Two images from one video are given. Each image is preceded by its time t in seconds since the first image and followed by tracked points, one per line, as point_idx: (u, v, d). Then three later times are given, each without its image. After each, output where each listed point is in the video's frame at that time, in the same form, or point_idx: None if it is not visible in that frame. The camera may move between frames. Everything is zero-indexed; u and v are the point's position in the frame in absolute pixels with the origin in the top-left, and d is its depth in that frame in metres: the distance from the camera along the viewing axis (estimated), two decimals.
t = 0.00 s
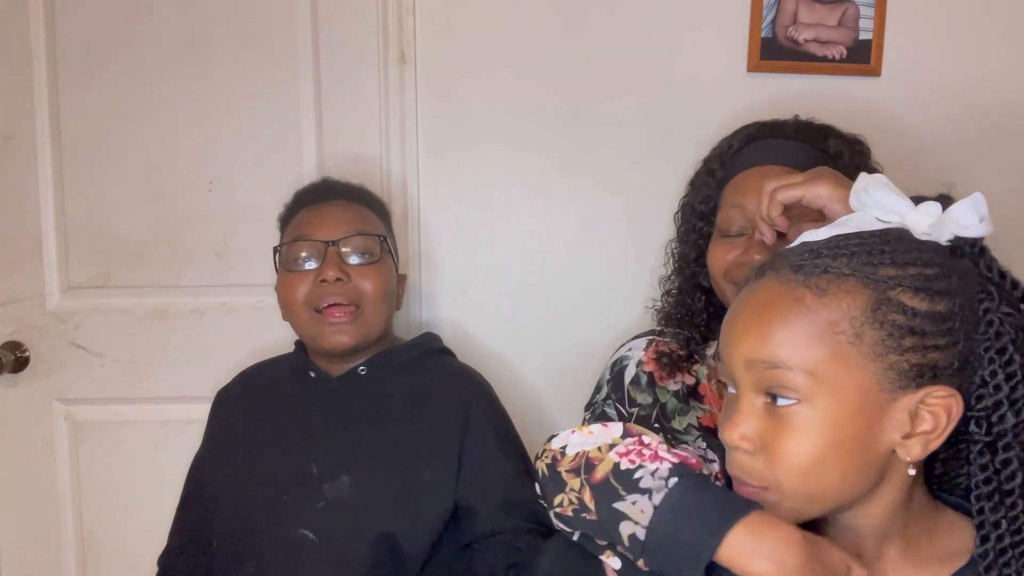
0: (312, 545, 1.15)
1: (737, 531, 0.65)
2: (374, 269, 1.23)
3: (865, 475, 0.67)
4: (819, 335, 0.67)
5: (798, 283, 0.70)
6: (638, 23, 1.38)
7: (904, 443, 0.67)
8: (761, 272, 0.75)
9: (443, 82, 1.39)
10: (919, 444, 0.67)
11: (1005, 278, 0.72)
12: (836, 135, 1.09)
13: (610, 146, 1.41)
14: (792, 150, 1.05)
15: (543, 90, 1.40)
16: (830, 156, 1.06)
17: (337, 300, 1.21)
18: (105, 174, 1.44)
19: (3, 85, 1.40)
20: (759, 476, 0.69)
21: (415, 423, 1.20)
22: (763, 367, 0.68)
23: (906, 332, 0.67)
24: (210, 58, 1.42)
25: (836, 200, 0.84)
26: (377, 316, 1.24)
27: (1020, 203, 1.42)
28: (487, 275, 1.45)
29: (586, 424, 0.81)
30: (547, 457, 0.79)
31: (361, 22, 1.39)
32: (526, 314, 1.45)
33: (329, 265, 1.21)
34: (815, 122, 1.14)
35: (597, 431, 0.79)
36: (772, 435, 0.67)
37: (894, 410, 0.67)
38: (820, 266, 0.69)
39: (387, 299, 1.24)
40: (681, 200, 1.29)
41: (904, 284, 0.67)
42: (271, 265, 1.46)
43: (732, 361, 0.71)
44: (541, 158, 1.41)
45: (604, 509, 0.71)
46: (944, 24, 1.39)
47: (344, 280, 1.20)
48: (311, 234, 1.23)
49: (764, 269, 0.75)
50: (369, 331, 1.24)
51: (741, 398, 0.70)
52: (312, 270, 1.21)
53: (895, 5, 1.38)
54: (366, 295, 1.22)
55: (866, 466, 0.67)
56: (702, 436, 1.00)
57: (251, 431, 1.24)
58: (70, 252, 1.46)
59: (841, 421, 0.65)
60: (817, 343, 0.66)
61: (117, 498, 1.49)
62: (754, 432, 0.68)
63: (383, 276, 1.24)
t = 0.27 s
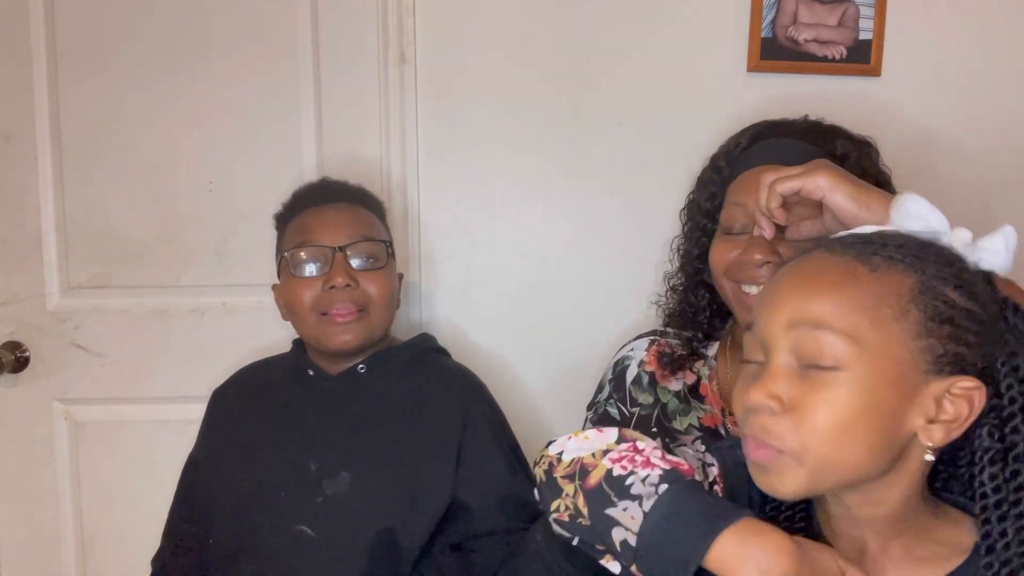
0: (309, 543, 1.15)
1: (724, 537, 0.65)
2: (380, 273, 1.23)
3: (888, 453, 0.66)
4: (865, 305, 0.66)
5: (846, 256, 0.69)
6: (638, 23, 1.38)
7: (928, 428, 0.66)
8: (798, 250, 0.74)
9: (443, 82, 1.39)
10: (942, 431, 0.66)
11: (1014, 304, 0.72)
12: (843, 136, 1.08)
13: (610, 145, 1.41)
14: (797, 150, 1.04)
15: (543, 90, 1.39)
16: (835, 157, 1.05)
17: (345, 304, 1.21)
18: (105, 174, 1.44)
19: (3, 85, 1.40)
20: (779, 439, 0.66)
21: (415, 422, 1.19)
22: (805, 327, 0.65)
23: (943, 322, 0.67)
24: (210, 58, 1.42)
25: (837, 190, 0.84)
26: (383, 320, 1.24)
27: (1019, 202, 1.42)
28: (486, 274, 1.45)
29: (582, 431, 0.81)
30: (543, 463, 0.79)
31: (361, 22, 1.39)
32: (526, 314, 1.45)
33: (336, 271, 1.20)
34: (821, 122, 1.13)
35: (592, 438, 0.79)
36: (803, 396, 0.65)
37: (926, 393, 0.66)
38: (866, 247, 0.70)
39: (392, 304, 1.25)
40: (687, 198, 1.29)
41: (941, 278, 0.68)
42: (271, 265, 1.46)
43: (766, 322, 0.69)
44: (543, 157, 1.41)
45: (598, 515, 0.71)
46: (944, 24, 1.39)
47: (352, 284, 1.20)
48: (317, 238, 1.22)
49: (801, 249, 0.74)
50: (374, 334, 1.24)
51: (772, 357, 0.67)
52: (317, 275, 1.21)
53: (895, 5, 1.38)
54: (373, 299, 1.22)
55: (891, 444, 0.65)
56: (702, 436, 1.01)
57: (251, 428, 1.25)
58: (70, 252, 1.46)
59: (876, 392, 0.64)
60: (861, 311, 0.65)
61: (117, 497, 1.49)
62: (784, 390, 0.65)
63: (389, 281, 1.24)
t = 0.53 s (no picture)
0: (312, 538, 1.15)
1: None
2: (377, 273, 1.23)
3: (897, 472, 0.65)
4: (875, 319, 0.65)
5: (850, 276, 0.69)
6: (638, 23, 1.38)
7: (933, 448, 0.66)
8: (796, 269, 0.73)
9: (443, 82, 1.39)
10: (947, 449, 0.66)
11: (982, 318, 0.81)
12: (836, 134, 1.08)
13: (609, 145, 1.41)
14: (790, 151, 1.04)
15: (543, 90, 1.39)
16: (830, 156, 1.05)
17: (341, 303, 1.21)
18: (105, 174, 1.44)
19: (3, 85, 1.40)
20: (798, 457, 0.63)
21: (410, 417, 1.20)
22: (820, 346, 0.64)
23: (939, 342, 0.67)
24: (210, 58, 1.42)
25: (840, 194, 0.82)
26: (378, 318, 1.24)
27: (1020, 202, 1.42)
28: (485, 274, 1.45)
29: (581, 477, 0.76)
30: (543, 517, 0.75)
31: (361, 23, 1.39)
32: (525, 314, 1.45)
33: (333, 270, 1.20)
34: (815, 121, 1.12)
35: (591, 485, 0.74)
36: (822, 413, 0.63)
37: (932, 412, 0.66)
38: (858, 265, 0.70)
39: (388, 303, 1.25)
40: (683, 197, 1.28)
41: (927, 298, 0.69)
42: (271, 265, 1.46)
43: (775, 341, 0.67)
44: (542, 158, 1.41)
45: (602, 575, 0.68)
46: (944, 25, 1.39)
47: (348, 284, 1.20)
48: (314, 237, 1.22)
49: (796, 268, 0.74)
50: (369, 332, 1.24)
51: (786, 379, 0.65)
52: (315, 274, 1.21)
53: (895, 6, 1.38)
54: (369, 298, 1.22)
55: (901, 462, 0.64)
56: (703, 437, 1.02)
57: (250, 424, 1.25)
58: (70, 252, 1.46)
59: (892, 407, 0.63)
60: (873, 329, 0.65)
61: (117, 497, 1.49)
62: (803, 408, 0.63)
63: (385, 280, 1.24)
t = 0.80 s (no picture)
0: (319, 532, 1.15)
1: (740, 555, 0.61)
2: (378, 273, 1.23)
3: (905, 449, 0.69)
4: (834, 321, 0.70)
5: (799, 289, 0.72)
6: (638, 22, 1.38)
7: (919, 411, 0.72)
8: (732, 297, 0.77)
9: (443, 82, 1.39)
10: (927, 407, 0.72)
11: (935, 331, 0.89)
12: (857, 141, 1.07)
13: (609, 144, 1.41)
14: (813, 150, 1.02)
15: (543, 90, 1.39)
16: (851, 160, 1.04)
17: (342, 303, 1.20)
18: (106, 174, 1.44)
19: (3, 85, 1.40)
20: (829, 478, 0.66)
21: (415, 410, 1.20)
22: (807, 368, 0.68)
23: (893, 314, 0.73)
24: (210, 59, 1.42)
25: (836, 188, 0.79)
26: (380, 317, 1.24)
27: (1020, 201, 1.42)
28: (485, 274, 1.45)
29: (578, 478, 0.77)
30: (542, 521, 0.75)
31: (360, 23, 1.39)
32: (525, 314, 1.45)
33: (334, 270, 1.20)
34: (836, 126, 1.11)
35: (588, 482, 0.75)
36: (835, 430, 0.67)
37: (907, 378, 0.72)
38: (792, 272, 0.73)
39: (390, 301, 1.25)
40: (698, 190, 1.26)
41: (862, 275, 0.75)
42: (271, 265, 1.46)
43: (763, 378, 0.70)
44: (544, 156, 1.41)
45: (603, 561, 0.67)
46: (944, 25, 1.39)
47: (349, 283, 1.20)
48: (315, 237, 1.22)
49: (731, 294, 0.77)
50: (371, 331, 1.24)
51: (786, 410, 0.69)
52: (317, 272, 1.21)
53: (895, 5, 1.38)
54: (371, 297, 1.22)
55: (905, 440, 0.69)
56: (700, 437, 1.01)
57: (251, 425, 1.25)
58: (70, 252, 1.46)
59: (886, 395, 0.68)
60: (841, 330, 0.69)
61: (117, 497, 1.49)
62: (817, 433, 0.66)
63: (387, 279, 1.24)
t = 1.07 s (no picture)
0: (310, 535, 1.14)
1: None
2: (359, 273, 1.23)
3: (893, 450, 0.70)
4: (822, 318, 0.72)
5: (787, 286, 0.74)
6: (638, 23, 1.38)
7: (909, 414, 0.73)
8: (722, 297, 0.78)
9: (442, 82, 1.39)
10: (917, 412, 0.73)
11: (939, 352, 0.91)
12: (836, 139, 1.08)
13: (609, 145, 1.41)
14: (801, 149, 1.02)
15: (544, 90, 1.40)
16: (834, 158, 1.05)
17: (327, 308, 1.20)
18: (106, 175, 1.44)
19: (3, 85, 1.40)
20: (817, 475, 0.68)
21: (405, 413, 1.18)
22: (796, 360, 0.69)
23: (878, 319, 0.75)
24: (210, 58, 1.42)
25: (863, 201, 0.77)
26: (367, 317, 1.24)
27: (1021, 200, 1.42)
28: (483, 276, 1.45)
29: (598, 540, 0.74)
30: None
31: (360, 23, 1.39)
32: (523, 316, 1.45)
33: (313, 278, 1.20)
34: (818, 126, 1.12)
35: (613, 543, 0.73)
36: (823, 425, 0.68)
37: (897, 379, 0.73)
38: (779, 273, 0.75)
39: (374, 301, 1.25)
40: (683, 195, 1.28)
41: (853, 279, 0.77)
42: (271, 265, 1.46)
43: (752, 371, 0.71)
44: (543, 157, 1.41)
45: None
46: (944, 24, 1.39)
47: (329, 289, 1.20)
48: (292, 247, 1.22)
49: (721, 294, 0.79)
50: (360, 332, 1.24)
51: (774, 405, 0.70)
52: (297, 283, 1.21)
53: (895, 5, 1.38)
54: (355, 299, 1.22)
55: (892, 440, 0.70)
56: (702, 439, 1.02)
57: (249, 425, 1.26)
58: (70, 252, 1.46)
59: (873, 392, 0.69)
60: (828, 328, 0.71)
61: (117, 497, 1.49)
62: (805, 428, 0.68)
63: (369, 279, 1.24)
